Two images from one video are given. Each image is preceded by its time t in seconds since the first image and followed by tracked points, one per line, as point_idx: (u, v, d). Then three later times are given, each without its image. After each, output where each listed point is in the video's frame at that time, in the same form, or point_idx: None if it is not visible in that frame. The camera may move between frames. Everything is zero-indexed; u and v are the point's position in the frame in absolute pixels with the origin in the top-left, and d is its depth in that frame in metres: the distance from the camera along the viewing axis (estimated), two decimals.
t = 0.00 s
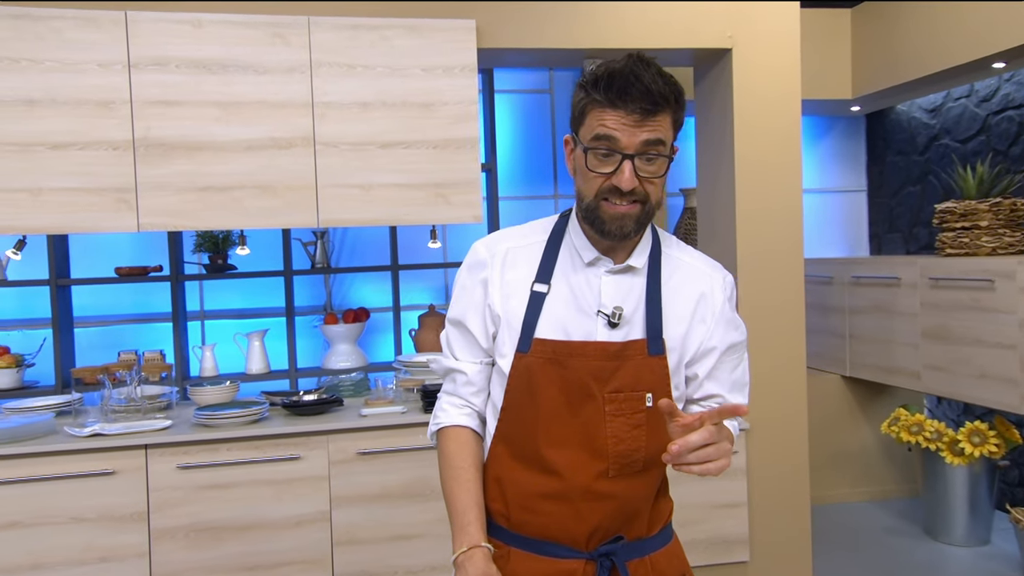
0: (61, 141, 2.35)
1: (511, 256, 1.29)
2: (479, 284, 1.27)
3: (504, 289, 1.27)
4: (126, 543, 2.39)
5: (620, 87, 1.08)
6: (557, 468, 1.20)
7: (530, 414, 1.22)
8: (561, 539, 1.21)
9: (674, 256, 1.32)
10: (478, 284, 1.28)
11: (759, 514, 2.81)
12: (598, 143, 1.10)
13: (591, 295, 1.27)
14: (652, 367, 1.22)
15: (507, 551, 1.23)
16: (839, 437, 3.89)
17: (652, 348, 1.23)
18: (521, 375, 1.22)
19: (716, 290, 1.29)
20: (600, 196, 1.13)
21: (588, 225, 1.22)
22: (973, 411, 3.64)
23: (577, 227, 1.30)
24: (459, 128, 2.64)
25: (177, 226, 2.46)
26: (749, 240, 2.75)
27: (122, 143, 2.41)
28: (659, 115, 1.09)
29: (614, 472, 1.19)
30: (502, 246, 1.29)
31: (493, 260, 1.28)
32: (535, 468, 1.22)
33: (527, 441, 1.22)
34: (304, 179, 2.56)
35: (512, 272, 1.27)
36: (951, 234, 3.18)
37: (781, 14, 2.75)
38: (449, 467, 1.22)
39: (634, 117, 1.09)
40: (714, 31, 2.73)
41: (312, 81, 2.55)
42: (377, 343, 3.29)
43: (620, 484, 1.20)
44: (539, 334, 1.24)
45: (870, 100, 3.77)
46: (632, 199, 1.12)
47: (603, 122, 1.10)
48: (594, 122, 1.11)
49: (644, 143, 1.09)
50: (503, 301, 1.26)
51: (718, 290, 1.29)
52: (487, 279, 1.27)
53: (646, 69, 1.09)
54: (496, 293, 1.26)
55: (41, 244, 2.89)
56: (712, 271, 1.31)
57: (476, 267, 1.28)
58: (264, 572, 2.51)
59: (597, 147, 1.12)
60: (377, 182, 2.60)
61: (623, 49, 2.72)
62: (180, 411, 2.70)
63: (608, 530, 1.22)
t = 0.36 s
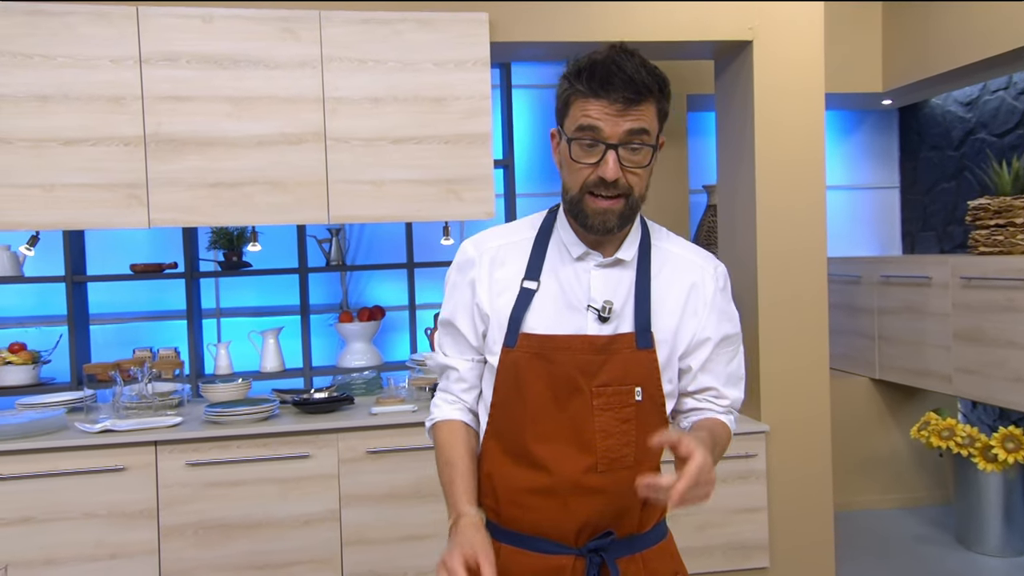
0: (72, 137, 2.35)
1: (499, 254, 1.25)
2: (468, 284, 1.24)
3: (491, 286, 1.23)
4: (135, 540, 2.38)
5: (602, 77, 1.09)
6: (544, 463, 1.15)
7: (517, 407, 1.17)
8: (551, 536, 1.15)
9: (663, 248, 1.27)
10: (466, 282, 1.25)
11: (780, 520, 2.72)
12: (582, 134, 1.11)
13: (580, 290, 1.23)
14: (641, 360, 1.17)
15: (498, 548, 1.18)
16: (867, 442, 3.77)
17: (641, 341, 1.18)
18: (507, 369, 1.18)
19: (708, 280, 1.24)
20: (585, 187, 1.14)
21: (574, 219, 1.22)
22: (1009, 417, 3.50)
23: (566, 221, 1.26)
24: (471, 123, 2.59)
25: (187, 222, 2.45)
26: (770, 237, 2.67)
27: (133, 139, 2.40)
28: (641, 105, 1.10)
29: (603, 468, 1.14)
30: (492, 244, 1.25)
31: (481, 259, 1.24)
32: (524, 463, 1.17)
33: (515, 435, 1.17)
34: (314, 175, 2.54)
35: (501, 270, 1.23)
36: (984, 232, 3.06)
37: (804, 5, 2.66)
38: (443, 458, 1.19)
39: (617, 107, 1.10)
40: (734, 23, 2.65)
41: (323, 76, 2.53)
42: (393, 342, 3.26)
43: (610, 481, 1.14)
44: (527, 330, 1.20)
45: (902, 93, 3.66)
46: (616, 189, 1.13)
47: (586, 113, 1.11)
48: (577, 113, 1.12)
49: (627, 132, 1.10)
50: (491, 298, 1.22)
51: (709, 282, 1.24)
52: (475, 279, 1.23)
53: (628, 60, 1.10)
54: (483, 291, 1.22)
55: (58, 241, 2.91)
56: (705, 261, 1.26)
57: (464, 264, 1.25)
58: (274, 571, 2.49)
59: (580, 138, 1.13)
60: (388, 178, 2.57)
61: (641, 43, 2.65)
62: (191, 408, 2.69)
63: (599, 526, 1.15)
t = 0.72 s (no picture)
0: (85, 135, 2.34)
1: (489, 249, 1.24)
2: (457, 276, 1.22)
3: (481, 281, 1.22)
4: (145, 541, 2.35)
5: (584, 59, 1.14)
6: (537, 465, 1.16)
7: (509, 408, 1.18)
8: (543, 539, 1.16)
9: (654, 240, 1.27)
10: (455, 274, 1.22)
11: (808, 531, 2.62)
12: (564, 116, 1.16)
13: (570, 286, 1.23)
14: (634, 359, 1.17)
15: (489, 553, 1.17)
16: (901, 449, 3.63)
17: (632, 339, 1.18)
18: (499, 370, 1.17)
19: (700, 267, 1.24)
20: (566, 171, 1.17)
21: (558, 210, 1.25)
22: None
23: (555, 216, 1.26)
24: (487, 120, 2.53)
25: (199, 220, 2.42)
26: (796, 236, 2.57)
27: (144, 137, 2.38)
28: (622, 88, 1.15)
29: (597, 470, 1.15)
30: (481, 238, 1.24)
31: (471, 252, 1.23)
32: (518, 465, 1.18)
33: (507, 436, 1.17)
34: (327, 173, 2.50)
35: (491, 264, 1.22)
36: None
37: None
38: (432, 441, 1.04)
39: (598, 89, 1.14)
40: (758, 15, 2.55)
41: (336, 72, 2.49)
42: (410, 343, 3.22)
43: (604, 482, 1.15)
44: (520, 326, 1.19)
45: (940, 86, 3.50)
46: (597, 171, 1.16)
47: (569, 95, 1.16)
48: (561, 96, 1.17)
49: (607, 114, 1.15)
50: (482, 294, 1.22)
51: (700, 269, 1.24)
52: (464, 272, 1.21)
53: (609, 44, 1.15)
54: (474, 285, 1.21)
55: (76, 241, 2.92)
56: (699, 251, 1.26)
57: (453, 256, 1.23)
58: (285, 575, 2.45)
59: (563, 120, 1.17)
60: (402, 176, 2.52)
61: (662, 37, 2.56)
62: (205, 409, 2.67)
63: (590, 528, 1.16)
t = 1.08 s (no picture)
0: (101, 137, 2.32)
1: (493, 258, 1.23)
2: (461, 290, 1.22)
3: (486, 292, 1.21)
4: (160, 548, 2.32)
5: (596, 51, 1.12)
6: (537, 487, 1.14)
7: (511, 425, 1.16)
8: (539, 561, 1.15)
9: (665, 250, 1.27)
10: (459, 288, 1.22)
11: (844, 549, 2.49)
12: (576, 110, 1.13)
13: (578, 297, 1.21)
14: (641, 374, 1.15)
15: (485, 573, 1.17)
16: (946, 461, 3.46)
17: (640, 354, 1.16)
18: (501, 383, 1.15)
19: (712, 283, 1.24)
20: (576, 169, 1.14)
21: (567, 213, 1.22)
22: None
23: (562, 221, 1.25)
24: (507, 119, 2.46)
25: (215, 223, 2.39)
26: (832, 238, 2.44)
27: (160, 139, 2.35)
28: (636, 83, 1.13)
29: (598, 492, 1.12)
30: (484, 247, 1.24)
31: (474, 262, 1.22)
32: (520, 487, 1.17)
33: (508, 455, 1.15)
34: (344, 174, 2.45)
35: (495, 274, 1.22)
36: None
37: None
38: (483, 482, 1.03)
39: (611, 83, 1.12)
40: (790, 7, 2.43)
41: (353, 72, 2.44)
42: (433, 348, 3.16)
43: (607, 503, 1.12)
44: (524, 337, 1.18)
45: (989, 79, 3.32)
46: (609, 169, 1.13)
47: (581, 89, 1.14)
48: (573, 91, 1.15)
49: (619, 109, 1.12)
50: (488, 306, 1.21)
51: (713, 284, 1.24)
52: (469, 283, 1.21)
53: (622, 38, 1.13)
54: (479, 297, 1.20)
55: (98, 244, 2.92)
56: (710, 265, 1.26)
57: (457, 270, 1.23)
58: None
59: (574, 115, 1.15)
60: (420, 178, 2.46)
61: (689, 30, 2.45)
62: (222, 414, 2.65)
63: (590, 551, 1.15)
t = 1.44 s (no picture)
0: (116, 138, 2.30)
1: (482, 262, 1.18)
2: (451, 295, 1.17)
3: (474, 297, 1.16)
4: (175, 555, 2.29)
5: (578, 29, 1.14)
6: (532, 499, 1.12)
7: (503, 437, 1.12)
8: None
9: (660, 248, 1.20)
10: (450, 294, 1.17)
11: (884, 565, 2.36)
12: (562, 86, 1.12)
13: (569, 300, 1.16)
14: (638, 381, 1.10)
15: None
16: (996, 470, 3.29)
17: (637, 359, 1.10)
18: (495, 394, 1.11)
19: (714, 281, 1.17)
20: (567, 144, 1.11)
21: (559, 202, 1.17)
22: None
23: (552, 221, 1.21)
24: (528, 116, 2.38)
25: (230, 225, 2.35)
26: (869, 237, 2.31)
27: (175, 139, 2.32)
28: (618, 57, 1.14)
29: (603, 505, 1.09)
30: (471, 251, 1.19)
31: (462, 267, 1.18)
32: (533, 503, 1.13)
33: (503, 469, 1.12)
34: (361, 174, 2.39)
35: (484, 279, 1.17)
36: None
37: None
38: (523, 472, 1.01)
39: (595, 56, 1.13)
40: None
41: (369, 70, 2.38)
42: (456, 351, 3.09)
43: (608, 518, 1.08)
44: (517, 344, 1.13)
45: None
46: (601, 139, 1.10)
47: (564, 68, 1.14)
48: (557, 72, 1.15)
49: (605, 79, 1.12)
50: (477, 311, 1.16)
51: (714, 284, 1.16)
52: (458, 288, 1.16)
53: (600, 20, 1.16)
54: (469, 302, 1.15)
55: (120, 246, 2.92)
56: (710, 263, 1.19)
57: (444, 281, 1.18)
58: None
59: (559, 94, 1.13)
60: (438, 177, 2.39)
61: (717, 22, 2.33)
62: (239, 419, 2.62)
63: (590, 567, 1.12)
